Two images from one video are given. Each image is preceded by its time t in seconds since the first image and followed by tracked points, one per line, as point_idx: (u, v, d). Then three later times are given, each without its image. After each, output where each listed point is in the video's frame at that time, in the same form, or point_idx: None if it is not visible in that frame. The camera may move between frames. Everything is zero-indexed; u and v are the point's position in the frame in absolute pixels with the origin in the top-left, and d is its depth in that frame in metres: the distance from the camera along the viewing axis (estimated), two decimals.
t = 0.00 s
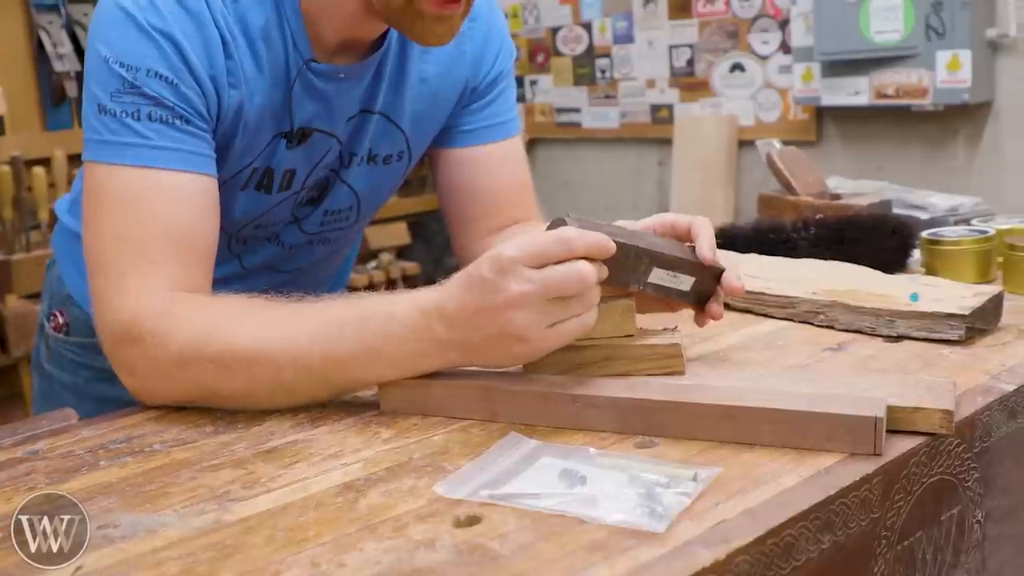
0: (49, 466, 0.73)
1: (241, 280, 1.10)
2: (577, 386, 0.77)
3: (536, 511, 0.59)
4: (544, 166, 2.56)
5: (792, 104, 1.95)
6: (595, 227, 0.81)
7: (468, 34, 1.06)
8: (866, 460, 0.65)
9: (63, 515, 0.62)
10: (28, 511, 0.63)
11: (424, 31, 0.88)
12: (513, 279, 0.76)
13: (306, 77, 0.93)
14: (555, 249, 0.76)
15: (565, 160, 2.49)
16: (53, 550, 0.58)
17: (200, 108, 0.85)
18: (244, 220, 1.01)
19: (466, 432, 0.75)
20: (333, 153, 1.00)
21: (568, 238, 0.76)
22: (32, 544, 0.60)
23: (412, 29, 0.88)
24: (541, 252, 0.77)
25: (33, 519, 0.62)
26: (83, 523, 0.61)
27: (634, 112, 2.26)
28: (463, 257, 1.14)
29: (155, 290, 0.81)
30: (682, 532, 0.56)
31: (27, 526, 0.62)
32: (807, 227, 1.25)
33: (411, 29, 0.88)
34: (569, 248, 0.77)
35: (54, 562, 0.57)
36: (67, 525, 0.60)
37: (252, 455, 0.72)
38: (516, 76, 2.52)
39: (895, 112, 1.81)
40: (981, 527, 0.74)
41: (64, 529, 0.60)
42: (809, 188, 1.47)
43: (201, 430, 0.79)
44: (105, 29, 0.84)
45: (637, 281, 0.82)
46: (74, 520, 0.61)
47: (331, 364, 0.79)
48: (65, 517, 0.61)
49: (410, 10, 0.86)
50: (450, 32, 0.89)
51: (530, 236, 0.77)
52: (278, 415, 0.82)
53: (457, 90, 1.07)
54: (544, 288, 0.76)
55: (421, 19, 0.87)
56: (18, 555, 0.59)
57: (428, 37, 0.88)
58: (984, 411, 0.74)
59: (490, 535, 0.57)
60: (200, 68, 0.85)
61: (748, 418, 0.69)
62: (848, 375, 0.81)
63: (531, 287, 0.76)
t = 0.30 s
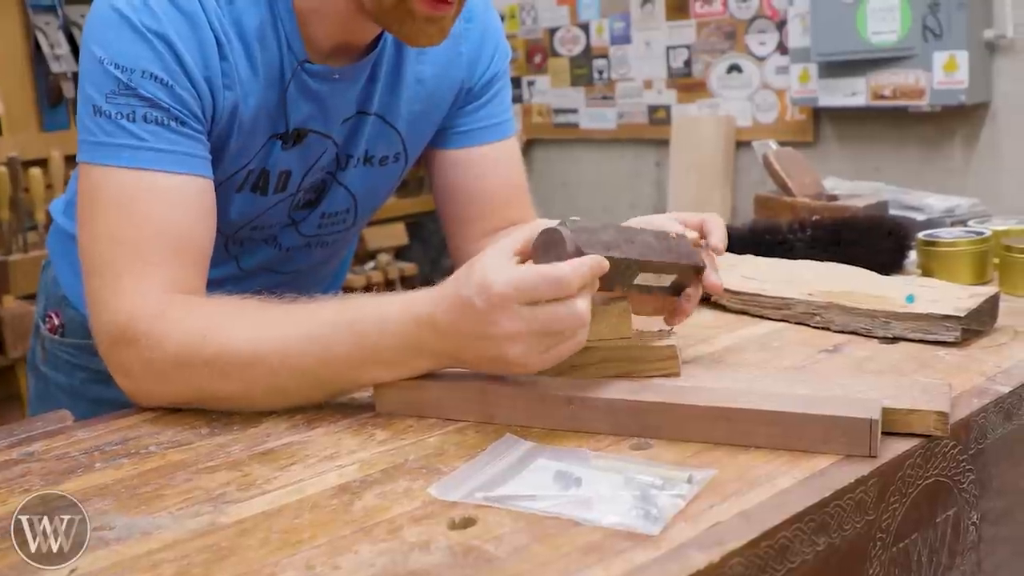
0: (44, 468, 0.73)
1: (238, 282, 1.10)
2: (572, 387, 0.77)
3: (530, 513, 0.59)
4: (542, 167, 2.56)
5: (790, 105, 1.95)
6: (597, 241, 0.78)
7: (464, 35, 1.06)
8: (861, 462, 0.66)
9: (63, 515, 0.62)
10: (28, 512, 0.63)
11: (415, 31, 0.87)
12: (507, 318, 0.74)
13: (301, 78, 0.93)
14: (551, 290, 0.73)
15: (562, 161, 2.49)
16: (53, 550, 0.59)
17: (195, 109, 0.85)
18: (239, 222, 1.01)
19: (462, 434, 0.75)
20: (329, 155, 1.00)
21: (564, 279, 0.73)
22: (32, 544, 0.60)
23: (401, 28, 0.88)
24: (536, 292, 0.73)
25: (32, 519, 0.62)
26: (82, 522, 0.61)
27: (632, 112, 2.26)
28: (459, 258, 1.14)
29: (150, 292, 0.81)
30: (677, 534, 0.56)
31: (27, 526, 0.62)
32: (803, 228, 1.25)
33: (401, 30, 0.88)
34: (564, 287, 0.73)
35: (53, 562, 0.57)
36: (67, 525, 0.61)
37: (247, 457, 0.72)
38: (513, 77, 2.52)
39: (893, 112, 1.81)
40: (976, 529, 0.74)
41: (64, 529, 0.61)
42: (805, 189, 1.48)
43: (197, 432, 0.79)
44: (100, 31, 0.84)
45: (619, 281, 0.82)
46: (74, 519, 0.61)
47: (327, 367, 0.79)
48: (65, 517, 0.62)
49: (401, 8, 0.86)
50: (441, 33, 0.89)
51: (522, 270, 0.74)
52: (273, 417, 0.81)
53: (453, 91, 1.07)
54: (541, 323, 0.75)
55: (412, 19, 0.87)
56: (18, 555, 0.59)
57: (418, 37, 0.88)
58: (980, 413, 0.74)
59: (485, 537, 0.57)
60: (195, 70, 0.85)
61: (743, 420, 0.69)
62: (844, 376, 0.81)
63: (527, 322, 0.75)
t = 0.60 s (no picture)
0: (44, 469, 0.73)
1: (237, 284, 1.10)
2: (571, 390, 0.77)
3: (529, 515, 0.60)
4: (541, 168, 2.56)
5: (789, 107, 1.95)
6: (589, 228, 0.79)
7: (462, 36, 1.06)
8: (859, 465, 0.66)
9: (63, 515, 0.62)
10: (29, 511, 0.63)
11: (413, 28, 0.88)
12: (487, 298, 0.74)
13: (297, 80, 0.93)
14: (525, 264, 0.73)
15: (561, 163, 2.49)
16: (52, 550, 0.59)
17: (191, 112, 0.86)
18: (237, 224, 1.01)
19: (461, 436, 0.75)
20: (326, 157, 1.00)
21: (536, 252, 0.72)
22: (32, 544, 0.60)
23: (400, 26, 0.88)
24: (511, 268, 0.73)
25: (32, 519, 0.62)
26: (82, 521, 0.62)
27: (631, 114, 2.26)
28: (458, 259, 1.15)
29: (148, 295, 0.82)
30: (674, 537, 0.56)
31: (27, 526, 0.62)
32: (802, 231, 1.25)
33: (398, 26, 0.88)
34: (538, 261, 0.73)
35: (55, 562, 0.58)
36: (66, 525, 0.61)
37: (246, 459, 0.73)
38: (513, 78, 2.52)
39: (892, 114, 1.82)
40: (974, 531, 0.74)
41: (63, 528, 0.61)
42: (804, 191, 1.48)
43: (195, 434, 0.79)
44: (96, 34, 0.85)
45: (633, 268, 0.81)
46: (73, 519, 0.61)
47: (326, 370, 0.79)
48: (65, 517, 0.62)
49: (397, 7, 0.86)
50: (440, 29, 0.89)
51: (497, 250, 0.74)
52: (272, 419, 0.82)
53: (451, 93, 1.07)
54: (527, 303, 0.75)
55: (409, 16, 0.87)
56: (19, 556, 0.60)
57: (417, 35, 0.88)
58: (977, 416, 0.74)
59: (484, 539, 0.57)
60: (190, 72, 0.85)
61: (742, 422, 0.69)
62: (843, 379, 0.81)
63: (511, 303, 0.74)
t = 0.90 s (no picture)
0: (49, 471, 0.74)
1: (242, 286, 1.10)
2: (574, 391, 0.77)
3: (533, 517, 0.60)
4: (544, 169, 2.56)
5: (791, 108, 1.95)
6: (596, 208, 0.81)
7: (465, 37, 1.06)
8: (862, 466, 0.66)
9: (63, 515, 0.62)
10: (30, 511, 0.64)
11: (420, 30, 0.88)
12: (480, 246, 0.78)
13: (300, 82, 0.93)
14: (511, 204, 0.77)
15: (564, 164, 2.50)
16: (52, 550, 0.59)
17: (195, 115, 0.86)
18: (240, 226, 1.01)
19: (465, 438, 0.75)
20: (329, 159, 1.01)
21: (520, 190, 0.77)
22: (32, 544, 0.60)
23: (408, 28, 0.88)
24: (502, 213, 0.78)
25: (33, 519, 0.63)
26: (82, 521, 0.62)
27: (633, 115, 2.26)
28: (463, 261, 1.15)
29: (153, 296, 0.82)
30: (678, 538, 0.56)
31: (28, 527, 0.62)
32: (805, 231, 1.25)
33: (406, 29, 0.88)
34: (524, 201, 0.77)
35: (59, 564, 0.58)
36: (66, 525, 0.61)
37: (251, 461, 0.73)
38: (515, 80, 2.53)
39: (894, 115, 1.82)
40: (977, 532, 0.75)
41: (63, 528, 0.61)
42: (807, 192, 1.48)
43: (200, 436, 0.79)
44: (100, 37, 0.85)
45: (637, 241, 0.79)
46: (74, 519, 0.62)
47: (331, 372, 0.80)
48: (65, 517, 0.62)
49: (405, 10, 0.87)
50: (446, 31, 0.89)
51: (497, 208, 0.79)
52: (277, 420, 0.82)
53: (454, 95, 1.07)
54: (525, 239, 0.76)
55: (416, 20, 0.87)
56: (20, 557, 0.60)
57: (424, 37, 0.89)
58: (981, 417, 0.74)
59: (488, 541, 0.57)
60: (194, 75, 0.85)
61: (745, 423, 0.69)
62: (846, 380, 0.81)
63: (510, 241, 0.77)
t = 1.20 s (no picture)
0: (54, 472, 0.74)
1: (248, 286, 1.11)
2: (578, 391, 0.77)
3: (538, 516, 0.60)
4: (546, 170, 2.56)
5: (794, 108, 1.95)
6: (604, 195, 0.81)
7: (469, 37, 1.06)
8: (867, 466, 0.66)
9: (63, 515, 0.62)
10: (30, 511, 0.63)
11: (424, 29, 0.88)
12: (475, 233, 0.79)
13: (303, 82, 0.93)
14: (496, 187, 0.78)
15: (566, 165, 2.50)
16: (51, 551, 0.59)
17: (199, 116, 0.86)
18: (245, 227, 1.02)
19: (469, 438, 0.75)
20: (333, 159, 1.01)
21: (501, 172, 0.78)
22: (33, 544, 0.61)
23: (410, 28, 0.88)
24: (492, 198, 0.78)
25: (33, 519, 0.62)
26: (82, 521, 0.62)
27: (635, 116, 2.27)
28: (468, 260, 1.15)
29: (158, 296, 0.82)
30: (683, 538, 0.56)
31: (29, 528, 0.62)
32: (808, 231, 1.25)
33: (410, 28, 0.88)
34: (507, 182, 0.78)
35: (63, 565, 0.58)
36: (66, 525, 0.61)
37: (256, 461, 0.73)
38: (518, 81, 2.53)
39: (897, 116, 1.82)
40: (982, 532, 0.75)
41: (63, 528, 0.61)
42: (809, 192, 1.48)
43: (205, 436, 0.80)
44: (105, 39, 0.85)
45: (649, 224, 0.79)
46: (74, 519, 0.61)
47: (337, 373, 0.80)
48: (65, 516, 0.62)
49: (408, 10, 0.87)
50: (450, 30, 0.89)
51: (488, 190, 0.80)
52: (282, 421, 0.82)
53: (458, 95, 1.07)
54: (518, 219, 0.76)
55: (420, 19, 0.87)
56: (22, 558, 0.60)
57: (428, 36, 0.89)
58: (985, 417, 0.74)
59: (494, 540, 0.57)
60: (197, 76, 0.86)
61: (750, 423, 0.69)
62: (849, 380, 0.81)
63: (504, 223, 0.77)
